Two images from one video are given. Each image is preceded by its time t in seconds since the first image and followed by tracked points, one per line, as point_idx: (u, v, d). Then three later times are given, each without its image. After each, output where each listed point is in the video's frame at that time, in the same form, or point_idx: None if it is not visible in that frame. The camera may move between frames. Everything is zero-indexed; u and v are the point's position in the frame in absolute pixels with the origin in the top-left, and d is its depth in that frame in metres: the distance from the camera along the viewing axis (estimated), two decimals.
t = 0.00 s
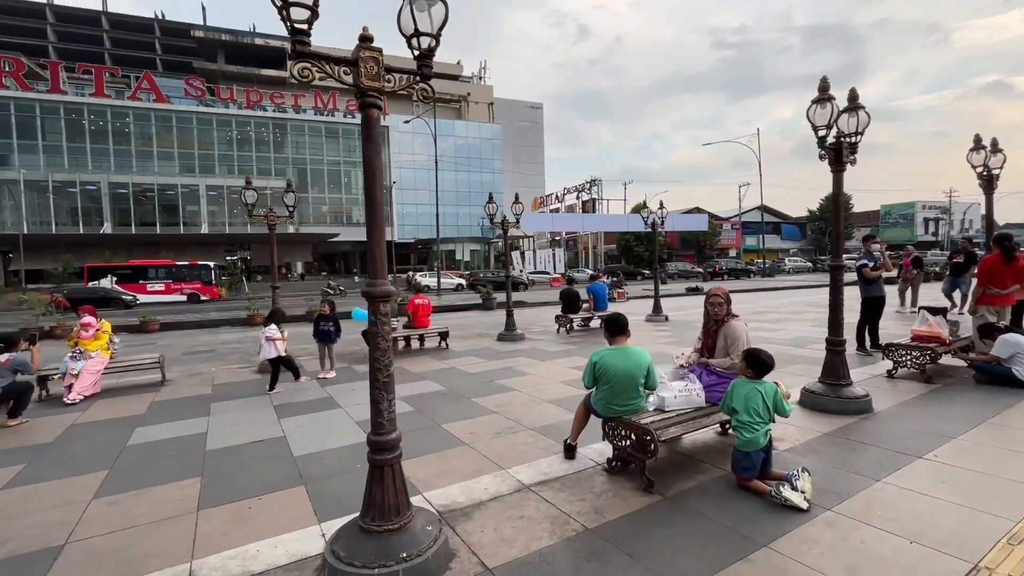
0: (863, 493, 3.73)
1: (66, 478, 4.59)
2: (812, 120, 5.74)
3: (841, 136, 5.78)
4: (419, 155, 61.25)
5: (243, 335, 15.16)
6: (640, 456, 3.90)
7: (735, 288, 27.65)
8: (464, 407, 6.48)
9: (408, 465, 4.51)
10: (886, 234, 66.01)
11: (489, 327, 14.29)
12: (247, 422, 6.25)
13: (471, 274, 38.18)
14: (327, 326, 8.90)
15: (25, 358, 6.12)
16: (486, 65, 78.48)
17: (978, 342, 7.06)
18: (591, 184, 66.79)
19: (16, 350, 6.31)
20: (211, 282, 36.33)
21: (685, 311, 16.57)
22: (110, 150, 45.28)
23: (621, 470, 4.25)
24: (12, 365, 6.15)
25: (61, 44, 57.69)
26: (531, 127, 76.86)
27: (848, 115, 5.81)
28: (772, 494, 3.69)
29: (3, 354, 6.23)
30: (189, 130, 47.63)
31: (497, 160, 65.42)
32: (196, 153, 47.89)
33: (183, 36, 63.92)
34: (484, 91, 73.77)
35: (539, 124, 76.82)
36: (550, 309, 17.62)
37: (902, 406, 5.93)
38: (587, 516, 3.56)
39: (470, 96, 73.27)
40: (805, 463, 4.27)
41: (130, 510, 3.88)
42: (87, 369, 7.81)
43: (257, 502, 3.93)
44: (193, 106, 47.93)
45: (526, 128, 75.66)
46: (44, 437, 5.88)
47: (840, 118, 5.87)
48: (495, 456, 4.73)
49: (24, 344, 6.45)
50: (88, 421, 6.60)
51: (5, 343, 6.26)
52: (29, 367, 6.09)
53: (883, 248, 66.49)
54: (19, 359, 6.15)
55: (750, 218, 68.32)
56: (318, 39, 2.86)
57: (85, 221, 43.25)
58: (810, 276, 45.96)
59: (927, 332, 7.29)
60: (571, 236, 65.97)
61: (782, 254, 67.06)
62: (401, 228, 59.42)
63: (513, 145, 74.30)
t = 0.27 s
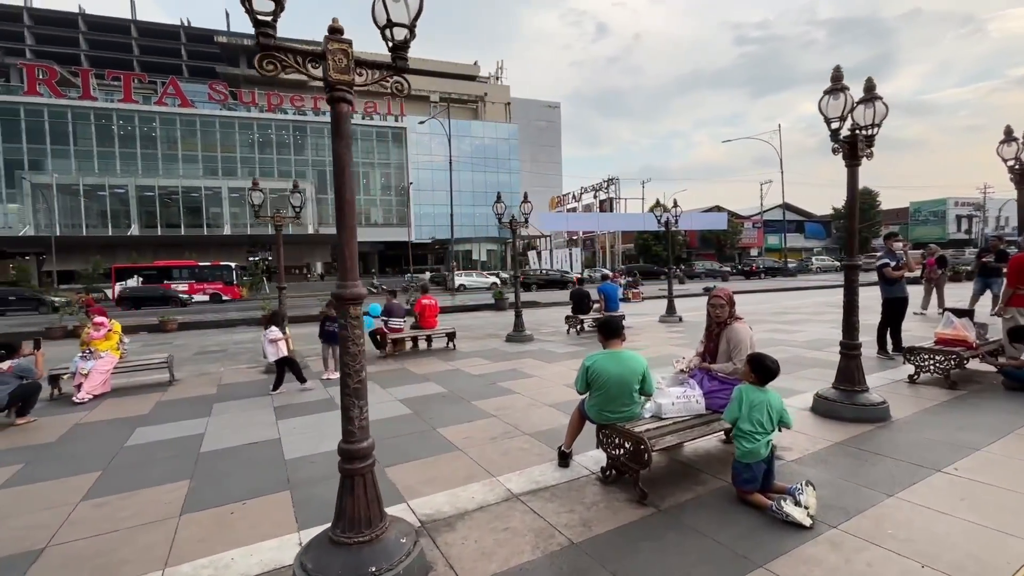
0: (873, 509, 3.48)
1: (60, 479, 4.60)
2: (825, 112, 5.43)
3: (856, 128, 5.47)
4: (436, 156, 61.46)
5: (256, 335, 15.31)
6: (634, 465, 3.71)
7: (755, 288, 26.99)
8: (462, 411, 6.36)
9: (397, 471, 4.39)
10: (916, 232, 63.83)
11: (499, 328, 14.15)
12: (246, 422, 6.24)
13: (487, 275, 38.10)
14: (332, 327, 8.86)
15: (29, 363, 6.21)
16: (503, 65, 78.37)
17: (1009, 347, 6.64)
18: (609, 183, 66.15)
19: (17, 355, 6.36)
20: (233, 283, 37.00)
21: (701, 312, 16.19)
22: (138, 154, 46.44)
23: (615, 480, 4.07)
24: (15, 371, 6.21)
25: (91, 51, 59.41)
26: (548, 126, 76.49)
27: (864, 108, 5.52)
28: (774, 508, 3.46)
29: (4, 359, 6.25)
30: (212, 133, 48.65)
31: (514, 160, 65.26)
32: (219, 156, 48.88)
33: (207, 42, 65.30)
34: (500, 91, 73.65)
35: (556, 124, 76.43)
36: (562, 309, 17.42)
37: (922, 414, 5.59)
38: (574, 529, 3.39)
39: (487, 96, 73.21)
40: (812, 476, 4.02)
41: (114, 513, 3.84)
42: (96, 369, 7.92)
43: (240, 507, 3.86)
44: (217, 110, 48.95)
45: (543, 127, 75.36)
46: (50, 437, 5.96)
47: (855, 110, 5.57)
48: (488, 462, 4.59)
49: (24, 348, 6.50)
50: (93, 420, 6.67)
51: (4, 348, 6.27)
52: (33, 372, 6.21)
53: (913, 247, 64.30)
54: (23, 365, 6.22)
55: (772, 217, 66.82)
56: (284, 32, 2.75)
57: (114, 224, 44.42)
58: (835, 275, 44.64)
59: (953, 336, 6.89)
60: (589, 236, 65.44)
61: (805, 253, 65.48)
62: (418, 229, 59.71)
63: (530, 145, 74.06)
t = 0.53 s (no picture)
0: (873, 526, 3.26)
1: (52, 477, 4.64)
2: (834, 103, 5.16)
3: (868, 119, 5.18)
4: (454, 154, 61.58)
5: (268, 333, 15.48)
6: (619, 475, 3.55)
7: (776, 287, 26.29)
8: (457, 413, 6.25)
9: (380, 476, 4.30)
10: (949, 228, 61.44)
11: (508, 327, 14.01)
12: (243, 422, 6.26)
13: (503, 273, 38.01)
14: (335, 326, 8.86)
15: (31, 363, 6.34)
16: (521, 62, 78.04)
17: None
18: (627, 180, 65.34)
19: (20, 354, 6.48)
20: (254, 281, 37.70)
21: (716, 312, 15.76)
22: (164, 156, 47.68)
23: (603, 489, 3.91)
24: (19, 370, 6.36)
25: (122, 56, 61.16)
26: (566, 124, 75.93)
27: (876, 98, 5.22)
28: (766, 523, 3.26)
29: (8, 358, 6.39)
30: (235, 135, 49.62)
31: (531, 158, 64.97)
32: (242, 157, 49.84)
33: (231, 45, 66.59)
34: (518, 89, 73.31)
35: (574, 121, 75.83)
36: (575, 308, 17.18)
37: (939, 422, 5.27)
38: (551, 541, 3.24)
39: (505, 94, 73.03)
40: (812, 489, 3.79)
41: (95, 514, 3.85)
42: (105, 366, 8.06)
43: (218, 510, 3.82)
44: (240, 112, 49.89)
45: (561, 125, 74.85)
46: (54, 434, 6.07)
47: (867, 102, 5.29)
48: (474, 467, 4.48)
49: (27, 347, 6.63)
50: (98, 417, 6.79)
51: (8, 348, 6.39)
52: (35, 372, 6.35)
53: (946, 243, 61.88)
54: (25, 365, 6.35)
55: (796, 213, 65.10)
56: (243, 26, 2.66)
57: (142, 224, 45.60)
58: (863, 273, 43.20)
59: (976, 339, 6.52)
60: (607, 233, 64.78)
61: (831, 250, 63.68)
62: (435, 227, 59.92)
63: (548, 143, 73.68)
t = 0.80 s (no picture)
0: (876, 544, 3.05)
1: (51, 474, 4.71)
2: (846, 92, 4.88)
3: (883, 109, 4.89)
4: (471, 151, 61.55)
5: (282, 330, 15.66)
6: (606, 482, 3.41)
7: (798, 284, 25.55)
8: (455, 413, 6.16)
9: (368, 478, 4.24)
10: (984, 223, 59.08)
11: (518, 325, 13.89)
12: (243, 420, 6.29)
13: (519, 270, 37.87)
14: (340, 324, 8.88)
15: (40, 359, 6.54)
16: (539, 57, 77.46)
17: None
18: (647, 175, 64.45)
19: (29, 351, 6.68)
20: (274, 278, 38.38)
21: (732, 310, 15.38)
22: (190, 156, 48.76)
23: (593, 496, 3.77)
24: (29, 367, 6.57)
25: (149, 59, 62.69)
26: (584, 119, 75.15)
27: (893, 87, 4.94)
28: (761, 538, 3.08)
29: (18, 355, 6.59)
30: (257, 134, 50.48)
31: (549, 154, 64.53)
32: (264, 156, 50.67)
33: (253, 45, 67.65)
34: (535, 85, 72.87)
35: (592, 116, 75.05)
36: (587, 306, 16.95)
37: (959, 430, 4.97)
38: (532, 551, 3.12)
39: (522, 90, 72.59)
40: (814, 501, 3.59)
41: (85, 512, 3.87)
42: (117, 363, 8.24)
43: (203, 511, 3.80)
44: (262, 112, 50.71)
45: (579, 120, 74.16)
46: (63, 429, 6.19)
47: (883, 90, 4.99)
48: (464, 470, 4.38)
49: (36, 345, 6.83)
50: (107, 413, 6.91)
51: (17, 345, 6.60)
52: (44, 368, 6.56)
53: (981, 239, 59.51)
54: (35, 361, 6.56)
55: (822, 208, 63.34)
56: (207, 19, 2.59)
57: (169, 222, 46.71)
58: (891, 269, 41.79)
59: (1003, 341, 6.15)
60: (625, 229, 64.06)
61: (858, 246, 61.87)
62: (453, 224, 60.06)
63: (565, 138, 73.14)
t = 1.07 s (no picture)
0: (881, 558, 2.83)
1: (51, 466, 4.78)
2: (862, 74, 4.59)
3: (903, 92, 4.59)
4: (490, 146, 61.38)
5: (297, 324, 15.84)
6: (594, 486, 3.26)
7: (824, 280, 24.69)
8: (454, 410, 6.07)
9: (357, 476, 4.18)
10: None
11: (530, 320, 13.73)
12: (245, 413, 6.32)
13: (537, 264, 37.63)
14: (346, 318, 8.89)
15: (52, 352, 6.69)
16: (558, 50, 76.57)
17: None
18: (668, 168, 63.28)
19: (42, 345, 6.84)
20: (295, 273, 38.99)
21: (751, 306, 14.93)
22: (215, 153, 49.80)
23: (583, 499, 3.63)
24: (42, 360, 6.72)
25: (177, 58, 64.10)
26: (604, 112, 74.11)
27: (915, 67, 4.62)
28: (755, 549, 2.89)
29: (30, 349, 6.74)
30: (279, 132, 51.26)
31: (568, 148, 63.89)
32: (286, 153, 51.46)
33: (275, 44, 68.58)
34: (555, 78, 72.13)
35: (613, 109, 73.98)
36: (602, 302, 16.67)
37: (983, 435, 4.66)
38: (513, 556, 3.00)
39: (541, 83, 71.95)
40: (818, 509, 3.37)
41: (76, 504, 3.90)
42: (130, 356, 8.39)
43: (189, 507, 3.78)
44: (284, 110, 51.41)
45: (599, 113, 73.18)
46: (72, 421, 6.31)
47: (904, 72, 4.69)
48: (455, 469, 4.27)
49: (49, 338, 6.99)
50: (115, 404, 7.03)
51: (30, 339, 6.75)
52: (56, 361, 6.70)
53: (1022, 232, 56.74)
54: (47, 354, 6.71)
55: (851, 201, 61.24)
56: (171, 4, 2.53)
57: (195, 219, 47.90)
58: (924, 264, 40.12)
59: None
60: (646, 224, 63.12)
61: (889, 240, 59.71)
62: (471, 219, 60.05)
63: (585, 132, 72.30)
